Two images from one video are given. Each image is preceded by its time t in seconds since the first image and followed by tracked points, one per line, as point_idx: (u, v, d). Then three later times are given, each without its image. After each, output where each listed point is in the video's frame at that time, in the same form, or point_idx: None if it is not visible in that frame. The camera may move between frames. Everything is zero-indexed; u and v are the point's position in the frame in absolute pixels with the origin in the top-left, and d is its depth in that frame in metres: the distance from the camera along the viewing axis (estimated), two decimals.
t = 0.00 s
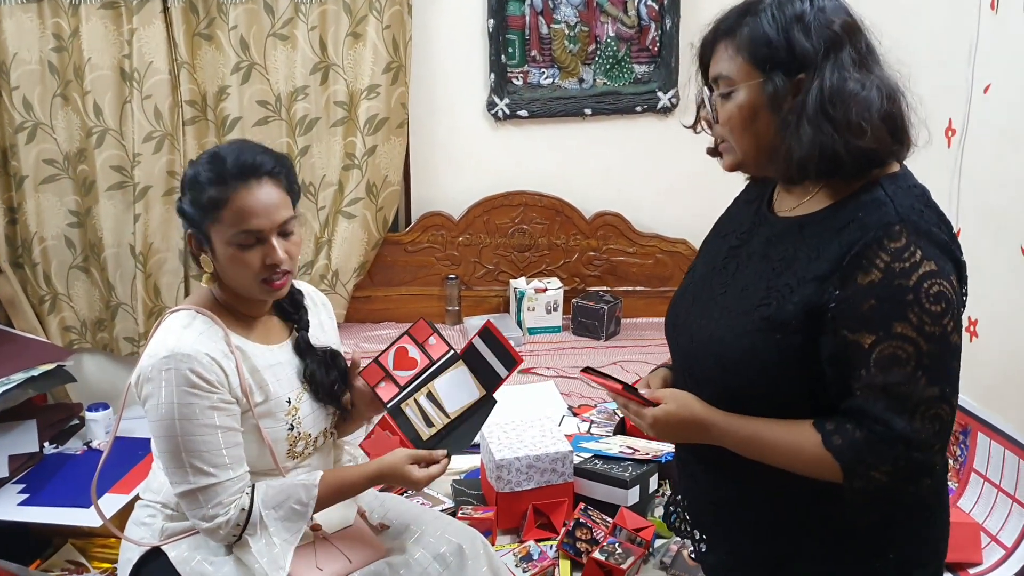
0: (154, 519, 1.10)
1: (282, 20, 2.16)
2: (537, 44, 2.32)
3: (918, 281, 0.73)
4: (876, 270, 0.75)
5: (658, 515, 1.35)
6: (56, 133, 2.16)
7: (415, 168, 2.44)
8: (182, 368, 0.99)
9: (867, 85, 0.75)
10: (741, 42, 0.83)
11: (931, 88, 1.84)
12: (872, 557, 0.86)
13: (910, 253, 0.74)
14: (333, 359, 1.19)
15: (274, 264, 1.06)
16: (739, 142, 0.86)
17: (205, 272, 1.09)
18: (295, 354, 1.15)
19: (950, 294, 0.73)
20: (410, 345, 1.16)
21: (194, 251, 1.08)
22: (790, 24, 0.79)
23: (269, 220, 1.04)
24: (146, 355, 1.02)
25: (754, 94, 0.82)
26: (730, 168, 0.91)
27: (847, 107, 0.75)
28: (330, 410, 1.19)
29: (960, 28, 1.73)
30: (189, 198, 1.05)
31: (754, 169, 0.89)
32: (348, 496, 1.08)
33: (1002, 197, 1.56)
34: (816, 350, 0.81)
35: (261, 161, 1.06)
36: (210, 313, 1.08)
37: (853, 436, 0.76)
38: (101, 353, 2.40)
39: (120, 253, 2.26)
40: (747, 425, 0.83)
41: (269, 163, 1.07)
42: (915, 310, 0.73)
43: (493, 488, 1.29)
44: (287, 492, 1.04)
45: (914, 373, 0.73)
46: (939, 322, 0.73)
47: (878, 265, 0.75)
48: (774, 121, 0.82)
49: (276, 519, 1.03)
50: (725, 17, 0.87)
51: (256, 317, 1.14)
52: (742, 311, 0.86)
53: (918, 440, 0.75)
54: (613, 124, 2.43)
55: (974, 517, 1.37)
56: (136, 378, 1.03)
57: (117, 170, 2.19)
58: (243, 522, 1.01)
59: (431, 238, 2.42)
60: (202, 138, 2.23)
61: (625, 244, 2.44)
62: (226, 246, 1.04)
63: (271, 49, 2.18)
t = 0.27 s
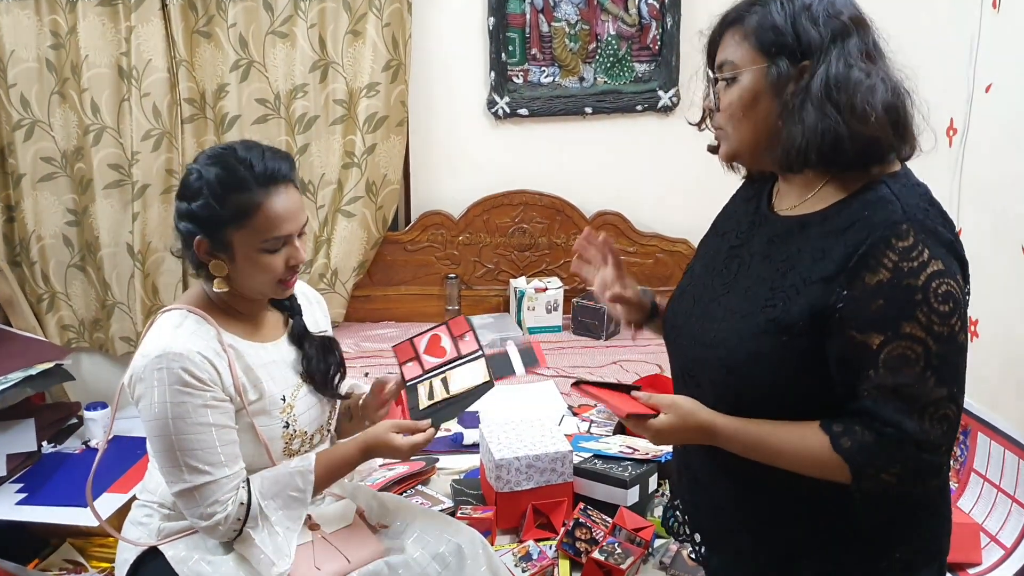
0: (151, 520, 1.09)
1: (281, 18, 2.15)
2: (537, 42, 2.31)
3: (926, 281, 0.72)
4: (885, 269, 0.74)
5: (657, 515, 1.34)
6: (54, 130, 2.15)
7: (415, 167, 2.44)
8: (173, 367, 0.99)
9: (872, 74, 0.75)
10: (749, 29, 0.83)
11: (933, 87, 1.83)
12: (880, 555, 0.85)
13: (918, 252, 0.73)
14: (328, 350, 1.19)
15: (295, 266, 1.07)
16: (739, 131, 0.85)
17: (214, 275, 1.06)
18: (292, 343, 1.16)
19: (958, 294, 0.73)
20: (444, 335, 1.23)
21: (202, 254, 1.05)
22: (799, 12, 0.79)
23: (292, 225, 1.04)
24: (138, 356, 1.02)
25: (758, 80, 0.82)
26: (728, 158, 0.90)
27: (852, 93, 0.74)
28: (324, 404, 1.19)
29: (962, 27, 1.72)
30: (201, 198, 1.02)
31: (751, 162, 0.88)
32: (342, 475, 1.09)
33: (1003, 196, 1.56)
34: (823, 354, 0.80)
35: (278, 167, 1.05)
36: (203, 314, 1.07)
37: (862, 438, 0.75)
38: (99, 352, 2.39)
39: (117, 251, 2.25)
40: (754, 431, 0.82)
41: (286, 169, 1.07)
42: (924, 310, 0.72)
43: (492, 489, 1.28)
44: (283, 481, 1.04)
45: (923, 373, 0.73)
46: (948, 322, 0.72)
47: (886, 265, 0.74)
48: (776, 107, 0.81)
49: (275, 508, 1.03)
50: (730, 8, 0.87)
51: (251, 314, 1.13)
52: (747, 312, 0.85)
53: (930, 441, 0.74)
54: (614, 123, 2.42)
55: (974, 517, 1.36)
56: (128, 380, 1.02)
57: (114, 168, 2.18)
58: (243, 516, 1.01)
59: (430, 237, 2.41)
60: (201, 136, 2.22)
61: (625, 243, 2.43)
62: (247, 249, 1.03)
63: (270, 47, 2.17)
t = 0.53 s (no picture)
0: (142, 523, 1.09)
1: (277, 18, 2.14)
2: (533, 42, 2.30)
3: (914, 279, 0.71)
4: (873, 266, 0.73)
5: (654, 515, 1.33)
6: (49, 131, 2.14)
7: (411, 167, 2.43)
8: (157, 372, 0.98)
9: (858, 62, 0.74)
10: (737, 36, 0.84)
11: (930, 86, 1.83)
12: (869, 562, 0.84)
13: (906, 251, 0.72)
14: (317, 345, 1.19)
15: (287, 267, 1.07)
16: (738, 134, 0.86)
17: (204, 277, 1.05)
18: (280, 341, 1.16)
19: (948, 294, 0.71)
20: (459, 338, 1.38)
21: (193, 255, 1.03)
22: (781, 13, 0.80)
23: (286, 227, 1.05)
24: (124, 359, 1.01)
25: (748, 84, 0.82)
26: (733, 163, 0.90)
27: (839, 82, 0.73)
28: (315, 399, 1.19)
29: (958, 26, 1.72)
30: (190, 201, 1.01)
31: (755, 165, 0.88)
32: (333, 483, 1.08)
33: (1000, 196, 1.56)
34: (813, 352, 0.80)
35: (270, 170, 1.04)
36: (192, 318, 1.06)
37: (845, 438, 0.75)
38: (95, 354, 2.38)
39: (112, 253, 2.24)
40: (741, 432, 0.82)
41: (280, 172, 1.06)
42: (910, 309, 0.71)
43: (487, 490, 1.28)
44: (269, 487, 1.03)
45: (909, 375, 0.72)
46: (935, 321, 0.71)
47: (874, 263, 0.73)
48: (769, 107, 0.81)
49: (261, 515, 1.03)
50: (721, 18, 0.89)
51: (240, 315, 1.13)
52: (741, 311, 0.85)
53: (914, 443, 0.73)
54: (610, 123, 2.42)
55: (972, 516, 1.35)
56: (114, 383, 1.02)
57: (110, 169, 2.17)
58: (227, 523, 1.01)
59: (426, 237, 2.40)
60: (196, 136, 2.21)
61: (622, 243, 2.43)
62: (240, 251, 1.03)
63: (265, 48, 2.16)
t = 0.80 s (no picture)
0: (135, 525, 1.09)
1: (272, 18, 2.13)
2: (529, 41, 2.30)
3: (903, 267, 0.70)
4: (861, 255, 0.72)
5: (654, 515, 1.33)
6: (44, 134, 2.13)
7: (407, 167, 2.42)
8: (148, 374, 0.97)
9: (843, 55, 0.73)
10: (723, 43, 0.83)
11: (931, 82, 1.82)
12: (863, 555, 0.84)
13: (896, 238, 0.71)
14: (310, 349, 1.18)
15: (275, 265, 1.05)
16: (733, 139, 0.85)
17: (192, 278, 1.05)
18: (273, 345, 1.14)
19: (937, 281, 0.70)
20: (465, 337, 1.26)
21: (179, 257, 1.03)
22: (762, 16, 0.79)
23: (269, 224, 1.03)
24: (116, 360, 1.00)
25: (738, 89, 0.81)
26: (730, 168, 0.89)
27: (828, 77, 0.72)
28: (310, 404, 1.18)
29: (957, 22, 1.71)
30: (173, 202, 1.00)
31: (753, 169, 0.86)
32: (322, 482, 1.05)
33: (1000, 191, 1.55)
34: (804, 340, 0.79)
35: (248, 166, 1.03)
36: (182, 319, 1.05)
37: (832, 424, 0.74)
38: (93, 357, 2.37)
39: (108, 255, 2.23)
40: (727, 418, 0.82)
41: (259, 168, 1.05)
42: (898, 296, 0.70)
43: (485, 491, 1.27)
44: (253, 489, 1.01)
45: (897, 360, 0.70)
46: (924, 309, 0.69)
47: (863, 251, 0.72)
48: (760, 111, 0.80)
49: (245, 517, 1.00)
50: (705, 27, 0.88)
51: (232, 319, 1.12)
52: (735, 304, 0.85)
53: (900, 429, 0.71)
54: (606, 122, 2.41)
55: (974, 515, 1.35)
56: (107, 384, 1.01)
57: (106, 172, 2.16)
58: (212, 526, 0.98)
59: (423, 237, 2.40)
60: (192, 138, 2.21)
61: (620, 242, 2.42)
62: (224, 251, 1.02)
63: (261, 49, 2.16)
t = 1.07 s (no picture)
0: (141, 524, 1.11)
1: (271, 21, 2.14)
2: (528, 42, 2.30)
3: (904, 263, 0.70)
4: (863, 253, 0.73)
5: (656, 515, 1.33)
6: (45, 138, 2.14)
7: (407, 168, 2.43)
8: (149, 377, 0.98)
9: (836, 55, 0.74)
10: (718, 47, 0.84)
11: (930, 81, 1.82)
12: (864, 552, 0.84)
13: (898, 236, 0.71)
14: (312, 367, 1.16)
15: (228, 265, 1.03)
16: (732, 142, 0.85)
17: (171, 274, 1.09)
18: (273, 360, 1.14)
19: (938, 278, 0.70)
20: (472, 369, 1.17)
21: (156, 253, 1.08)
22: (756, 18, 0.79)
23: (226, 220, 1.03)
24: (119, 363, 1.01)
25: (734, 93, 0.82)
26: (732, 169, 0.90)
27: (819, 77, 0.73)
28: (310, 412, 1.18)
29: (955, 20, 1.71)
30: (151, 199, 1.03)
31: (754, 170, 0.87)
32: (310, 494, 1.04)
33: (1000, 190, 1.55)
34: (808, 335, 0.80)
35: (217, 160, 1.04)
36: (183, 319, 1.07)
37: (830, 418, 0.75)
38: (95, 360, 2.38)
39: (109, 259, 2.23)
40: (730, 414, 0.82)
41: (228, 162, 1.06)
42: (899, 293, 0.70)
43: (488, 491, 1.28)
44: (248, 496, 1.01)
45: (895, 356, 0.70)
46: (924, 306, 0.70)
47: (864, 248, 0.73)
48: (756, 114, 0.81)
49: (240, 524, 1.00)
50: (699, 32, 0.89)
51: (233, 322, 1.13)
52: (738, 303, 0.85)
53: (897, 425, 0.71)
54: (605, 121, 2.41)
55: (977, 513, 1.36)
56: (112, 385, 1.02)
57: (106, 175, 2.17)
58: (208, 531, 0.99)
59: (423, 238, 2.40)
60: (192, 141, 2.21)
61: (619, 242, 2.43)
62: (180, 245, 1.03)
63: (260, 51, 2.16)
